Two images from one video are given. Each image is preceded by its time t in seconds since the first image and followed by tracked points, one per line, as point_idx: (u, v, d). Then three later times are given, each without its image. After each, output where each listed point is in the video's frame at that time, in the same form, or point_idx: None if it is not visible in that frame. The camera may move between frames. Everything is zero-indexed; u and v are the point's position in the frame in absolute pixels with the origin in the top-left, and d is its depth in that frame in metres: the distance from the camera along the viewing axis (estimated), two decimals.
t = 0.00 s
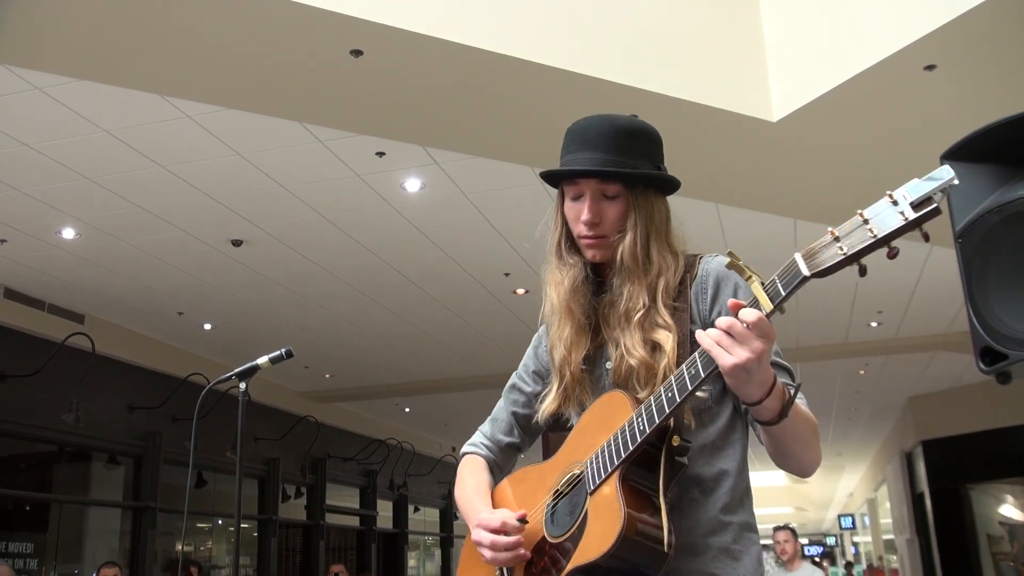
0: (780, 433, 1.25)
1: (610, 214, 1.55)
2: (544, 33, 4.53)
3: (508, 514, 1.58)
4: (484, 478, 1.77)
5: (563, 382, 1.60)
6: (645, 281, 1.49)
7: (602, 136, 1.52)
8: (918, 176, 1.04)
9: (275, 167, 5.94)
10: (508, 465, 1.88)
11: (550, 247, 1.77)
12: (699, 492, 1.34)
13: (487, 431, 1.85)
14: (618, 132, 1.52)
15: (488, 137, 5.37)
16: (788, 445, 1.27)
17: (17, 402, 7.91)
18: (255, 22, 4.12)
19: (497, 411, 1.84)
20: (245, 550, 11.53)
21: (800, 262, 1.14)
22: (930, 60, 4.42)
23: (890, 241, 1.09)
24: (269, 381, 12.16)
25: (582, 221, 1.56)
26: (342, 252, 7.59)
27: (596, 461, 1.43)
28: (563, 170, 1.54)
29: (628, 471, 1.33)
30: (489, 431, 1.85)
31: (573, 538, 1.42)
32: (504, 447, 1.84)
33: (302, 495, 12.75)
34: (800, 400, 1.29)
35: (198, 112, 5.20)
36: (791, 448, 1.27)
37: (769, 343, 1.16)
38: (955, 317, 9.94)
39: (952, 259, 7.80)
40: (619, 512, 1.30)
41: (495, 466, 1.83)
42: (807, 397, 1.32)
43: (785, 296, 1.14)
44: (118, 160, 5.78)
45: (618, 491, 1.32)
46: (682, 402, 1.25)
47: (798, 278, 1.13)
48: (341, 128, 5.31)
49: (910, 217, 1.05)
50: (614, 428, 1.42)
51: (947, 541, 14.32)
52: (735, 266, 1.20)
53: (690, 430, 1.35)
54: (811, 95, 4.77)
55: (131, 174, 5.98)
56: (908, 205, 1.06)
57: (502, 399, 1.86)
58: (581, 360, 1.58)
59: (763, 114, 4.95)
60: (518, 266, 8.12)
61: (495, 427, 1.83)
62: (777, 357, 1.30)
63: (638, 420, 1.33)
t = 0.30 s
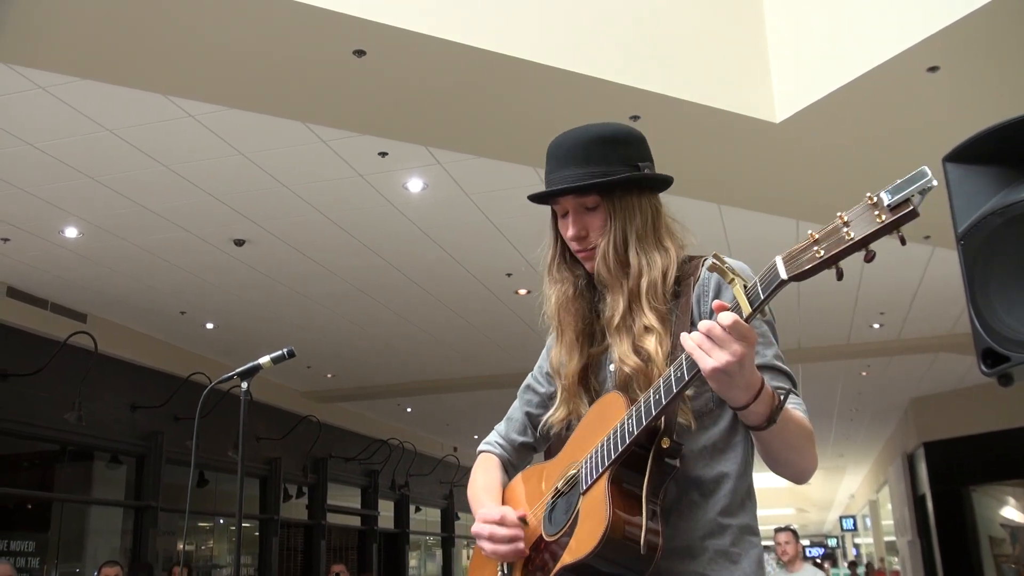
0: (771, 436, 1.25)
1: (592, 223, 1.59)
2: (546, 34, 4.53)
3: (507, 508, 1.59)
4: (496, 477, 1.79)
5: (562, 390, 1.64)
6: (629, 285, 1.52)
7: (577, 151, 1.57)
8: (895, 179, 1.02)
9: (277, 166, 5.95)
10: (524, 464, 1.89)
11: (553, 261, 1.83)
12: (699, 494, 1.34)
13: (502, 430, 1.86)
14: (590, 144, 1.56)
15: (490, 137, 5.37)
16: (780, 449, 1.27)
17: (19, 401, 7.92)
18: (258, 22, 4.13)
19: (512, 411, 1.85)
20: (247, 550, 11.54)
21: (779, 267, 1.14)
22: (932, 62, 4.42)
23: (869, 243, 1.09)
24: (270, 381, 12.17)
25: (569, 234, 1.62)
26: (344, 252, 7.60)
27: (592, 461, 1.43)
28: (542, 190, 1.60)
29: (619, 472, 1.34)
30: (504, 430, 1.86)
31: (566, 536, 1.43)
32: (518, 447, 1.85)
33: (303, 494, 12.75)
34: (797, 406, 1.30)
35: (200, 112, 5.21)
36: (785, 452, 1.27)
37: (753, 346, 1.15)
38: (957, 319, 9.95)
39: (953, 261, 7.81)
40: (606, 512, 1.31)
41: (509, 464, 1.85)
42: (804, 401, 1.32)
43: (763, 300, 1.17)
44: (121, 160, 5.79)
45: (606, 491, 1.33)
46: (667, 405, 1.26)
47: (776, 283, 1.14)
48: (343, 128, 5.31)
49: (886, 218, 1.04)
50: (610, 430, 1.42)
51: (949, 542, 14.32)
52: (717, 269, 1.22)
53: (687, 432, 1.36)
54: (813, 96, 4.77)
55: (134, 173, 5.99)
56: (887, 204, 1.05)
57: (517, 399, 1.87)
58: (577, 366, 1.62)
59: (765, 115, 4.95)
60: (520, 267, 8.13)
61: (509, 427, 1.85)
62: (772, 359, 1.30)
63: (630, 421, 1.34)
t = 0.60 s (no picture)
0: (785, 437, 1.25)
1: (599, 223, 1.60)
2: (547, 35, 4.53)
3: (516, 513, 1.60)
4: (497, 478, 1.79)
5: (566, 392, 1.64)
6: (635, 282, 1.52)
7: (586, 151, 1.59)
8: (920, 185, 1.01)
9: (278, 167, 5.95)
10: (523, 465, 1.89)
11: (552, 266, 1.83)
12: (706, 495, 1.34)
13: (502, 432, 1.86)
14: (600, 144, 1.59)
15: (491, 138, 5.37)
16: (793, 450, 1.27)
17: (20, 401, 7.93)
18: (259, 23, 4.13)
19: (512, 412, 1.86)
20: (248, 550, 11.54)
21: (801, 270, 1.13)
22: (933, 62, 4.42)
23: (892, 248, 1.08)
24: (271, 381, 12.17)
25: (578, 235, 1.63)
26: (345, 253, 7.59)
27: (603, 461, 1.43)
28: (551, 191, 1.60)
29: (631, 473, 1.34)
30: (504, 431, 1.86)
31: (578, 537, 1.43)
32: (518, 448, 1.85)
33: (304, 495, 12.75)
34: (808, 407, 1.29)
35: (203, 112, 5.21)
36: (800, 452, 1.27)
37: (764, 353, 1.15)
38: (959, 320, 9.95)
39: (955, 262, 7.80)
40: (621, 514, 1.31)
41: (509, 466, 1.85)
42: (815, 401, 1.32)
43: (785, 304, 1.14)
44: (123, 161, 5.80)
45: (620, 491, 1.33)
46: (686, 405, 1.25)
47: (798, 285, 1.13)
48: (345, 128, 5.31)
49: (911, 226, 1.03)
50: (622, 430, 1.42)
51: (951, 542, 14.26)
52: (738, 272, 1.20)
53: (695, 432, 1.36)
54: (815, 97, 4.77)
55: (135, 174, 5.99)
56: (911, 212, 1.04)
57: (517, 400, 1.87)
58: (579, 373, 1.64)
59: (767, 116, 4.95)
60: (521, 267, 8.13)
61: (509, 428, 1.85)
62: (782, 360, 1.30)
63: (644, 422, 1.33)
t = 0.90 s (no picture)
0: (800, 436, 1.25)
1: (602, 222, 1.60)
2: (549, 36, 4.53)
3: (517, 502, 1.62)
4: (493, 478, 1.79)
5: (575, 393, 1.64)
6: (641, 281, 1.53)
7: (587, 150, 1.60)
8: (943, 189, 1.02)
9: (280, 168, 5.96)
10: (517, 466, 1.89)
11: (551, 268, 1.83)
12: (712, 495, 1.34)
13: (497, 433, 1.87)
14: (601, 144, 1.60)
15: (494, 139, 5.38)
16: (806, 448, 1.27)
17: (22, 402, 7.93)
18: (261, 24, 4.14)
19: (508, 413, 1.86)
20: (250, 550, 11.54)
21: (823, 271, 1.14)
22: (935, 62, 4.42)
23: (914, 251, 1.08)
24: (273, 382, 12.18)
25: (581, 235, 1.63)
26: (347, 253, 7.59)
27: (612, 461, 1.43)
28: (553, 191, 1.60)
29: (644, 473, 1.33)
30: (499, 433, 1.86)
31: (588, 535, 1.43)
32: (513, 449, 1.85)
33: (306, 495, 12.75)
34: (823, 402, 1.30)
35: (205, 113, 5.21)
36: (818, 451, 1.27)
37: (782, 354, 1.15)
38: (960, 320, 9.95)
39: (956, 262, 7.80)
40: (634, 514, 1.30)
41: (505, 467, 1.85)
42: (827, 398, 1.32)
43: (806, 304, 1.15)
44: (125, 162, 5.81)
45: (633, 491, 1.32)
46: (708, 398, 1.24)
47: (820, 286, 1.14)
48: (346, 129, 5.32)
49: (933, 227, 1.04)
50: (632, 431, 1.41)
51: (953, 542, 14.15)
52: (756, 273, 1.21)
53: (705, 432, 1.36)
54: (816, 97, 4.77)
55: (138, 175, 6.00)
56: (933, 214, 1.05)
57: (512, 401, 1.88)
58: (587, 373, 1.63)
59: (768, 116, 4.95)
60: (523, 268, 8.13)
61: (505, 429, 1.85)
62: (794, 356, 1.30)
63: (656, 423, 1.33)
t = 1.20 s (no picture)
0: (790, 433, 1.25)
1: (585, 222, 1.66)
2: (549, 36, 4.53)
3: (512, 512, 1.60)
4: (498, 481, 1.79)
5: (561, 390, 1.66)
6: (620, 277, 1.56)
7: (571, 153, 1.66)
8: (913, 181, 1.03)
9: (280, 168, 5.96)
10: (524, 468, 1.89)
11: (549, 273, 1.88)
12: (706, 495, 1.34)
13: (503, 435, 1.87)
14: (583, 148, 1.65)
15: (494, 139, 5.38)
16: (800, 446, 1.28)
17: (22, 402, 7.93)
18: (261, 24, 4.14)
19: (514, 415, 1.86)
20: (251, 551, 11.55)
21: (799, 268, 1.16)
22: (936, 63, 4.41)
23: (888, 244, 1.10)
24: (274, 382, 12.19)
25: (566, 236, 1.69)
26: (347, 253, 7.59)
27: (602, 460, 1.43)
28: (538, 194, 1.69)
29: (631, 472, 1.33)
30: (505, 435, 1.86)
31: (578, 536, 1.43)
32: (519, 451, 1.85)
33: (306, 496, 12.76)
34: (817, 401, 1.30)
35: (205, 113, 5.21)
36: (811, 449, 1.28)
37: (762, 349, 1.14)
38: (960, 321, 9.95)
39: (957, 262, 7.80)
40: (619, 514, 1.31)
41: (511, 469, 1.85)
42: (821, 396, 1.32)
43: (782, 299, 1.16)
44: (126, 162, 5.81)
45: (619, 489, 1.33)
46: (688, 396, 1.24)
47: (795, 282, 1.15)
48: (346, 130, 5.32)
49: (908, 220, 1.05)
50: (622, 428, 1.42)
51: (953, 543, 14.17)
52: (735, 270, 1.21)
53: (694, 432, 1.36)
54: (817, 98, 4.77)
55: (138, 176, 6.00)
56: (906, 207, 1.06)
57: (519, 403, 1.87)
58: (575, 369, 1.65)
59: (769, 117, 4.95)
60: (523, 268, 8.13)
61: (511, 431, 1.85)
62: (787, 355, 1.30)
63: (642, 421, 1.33)
